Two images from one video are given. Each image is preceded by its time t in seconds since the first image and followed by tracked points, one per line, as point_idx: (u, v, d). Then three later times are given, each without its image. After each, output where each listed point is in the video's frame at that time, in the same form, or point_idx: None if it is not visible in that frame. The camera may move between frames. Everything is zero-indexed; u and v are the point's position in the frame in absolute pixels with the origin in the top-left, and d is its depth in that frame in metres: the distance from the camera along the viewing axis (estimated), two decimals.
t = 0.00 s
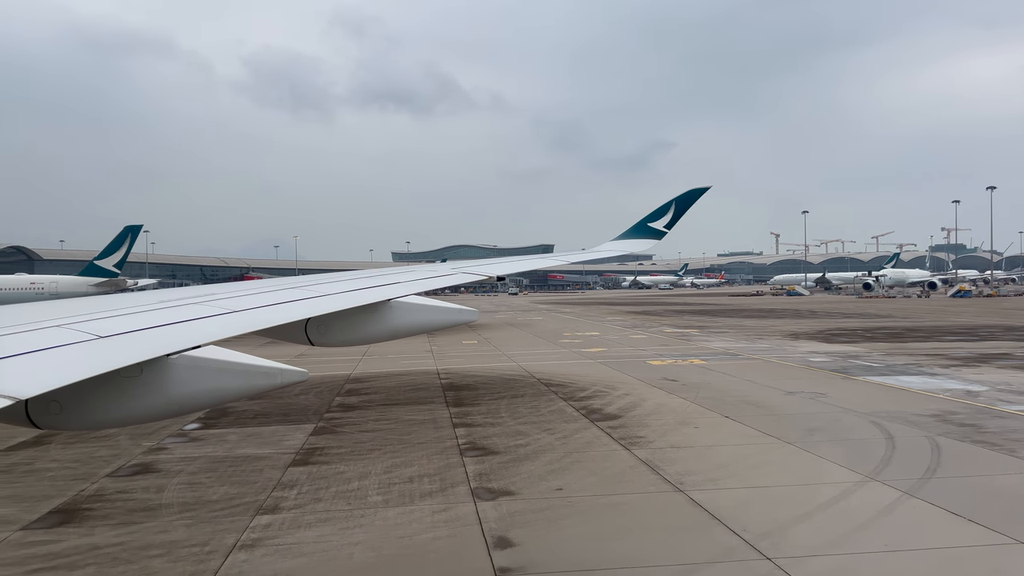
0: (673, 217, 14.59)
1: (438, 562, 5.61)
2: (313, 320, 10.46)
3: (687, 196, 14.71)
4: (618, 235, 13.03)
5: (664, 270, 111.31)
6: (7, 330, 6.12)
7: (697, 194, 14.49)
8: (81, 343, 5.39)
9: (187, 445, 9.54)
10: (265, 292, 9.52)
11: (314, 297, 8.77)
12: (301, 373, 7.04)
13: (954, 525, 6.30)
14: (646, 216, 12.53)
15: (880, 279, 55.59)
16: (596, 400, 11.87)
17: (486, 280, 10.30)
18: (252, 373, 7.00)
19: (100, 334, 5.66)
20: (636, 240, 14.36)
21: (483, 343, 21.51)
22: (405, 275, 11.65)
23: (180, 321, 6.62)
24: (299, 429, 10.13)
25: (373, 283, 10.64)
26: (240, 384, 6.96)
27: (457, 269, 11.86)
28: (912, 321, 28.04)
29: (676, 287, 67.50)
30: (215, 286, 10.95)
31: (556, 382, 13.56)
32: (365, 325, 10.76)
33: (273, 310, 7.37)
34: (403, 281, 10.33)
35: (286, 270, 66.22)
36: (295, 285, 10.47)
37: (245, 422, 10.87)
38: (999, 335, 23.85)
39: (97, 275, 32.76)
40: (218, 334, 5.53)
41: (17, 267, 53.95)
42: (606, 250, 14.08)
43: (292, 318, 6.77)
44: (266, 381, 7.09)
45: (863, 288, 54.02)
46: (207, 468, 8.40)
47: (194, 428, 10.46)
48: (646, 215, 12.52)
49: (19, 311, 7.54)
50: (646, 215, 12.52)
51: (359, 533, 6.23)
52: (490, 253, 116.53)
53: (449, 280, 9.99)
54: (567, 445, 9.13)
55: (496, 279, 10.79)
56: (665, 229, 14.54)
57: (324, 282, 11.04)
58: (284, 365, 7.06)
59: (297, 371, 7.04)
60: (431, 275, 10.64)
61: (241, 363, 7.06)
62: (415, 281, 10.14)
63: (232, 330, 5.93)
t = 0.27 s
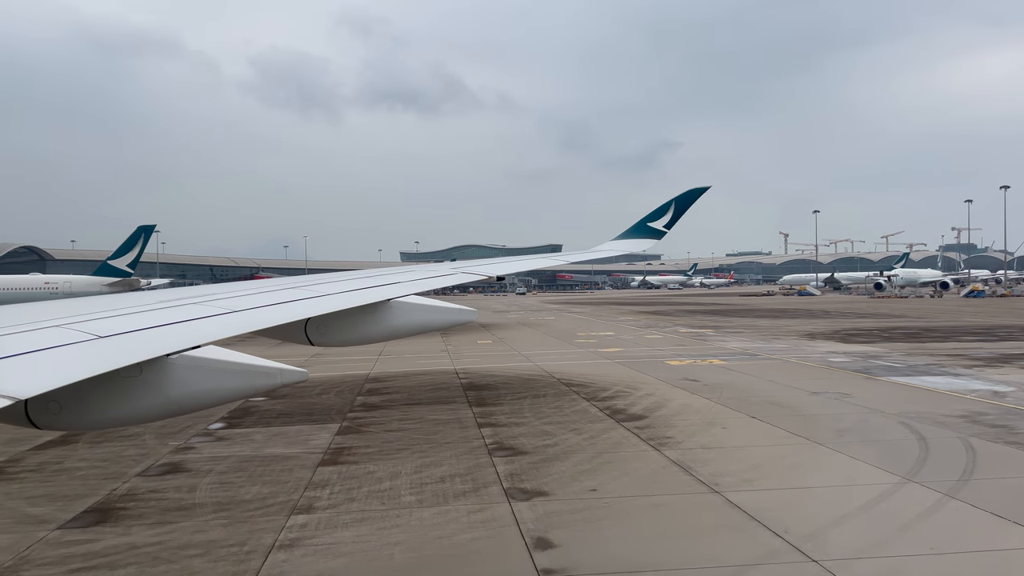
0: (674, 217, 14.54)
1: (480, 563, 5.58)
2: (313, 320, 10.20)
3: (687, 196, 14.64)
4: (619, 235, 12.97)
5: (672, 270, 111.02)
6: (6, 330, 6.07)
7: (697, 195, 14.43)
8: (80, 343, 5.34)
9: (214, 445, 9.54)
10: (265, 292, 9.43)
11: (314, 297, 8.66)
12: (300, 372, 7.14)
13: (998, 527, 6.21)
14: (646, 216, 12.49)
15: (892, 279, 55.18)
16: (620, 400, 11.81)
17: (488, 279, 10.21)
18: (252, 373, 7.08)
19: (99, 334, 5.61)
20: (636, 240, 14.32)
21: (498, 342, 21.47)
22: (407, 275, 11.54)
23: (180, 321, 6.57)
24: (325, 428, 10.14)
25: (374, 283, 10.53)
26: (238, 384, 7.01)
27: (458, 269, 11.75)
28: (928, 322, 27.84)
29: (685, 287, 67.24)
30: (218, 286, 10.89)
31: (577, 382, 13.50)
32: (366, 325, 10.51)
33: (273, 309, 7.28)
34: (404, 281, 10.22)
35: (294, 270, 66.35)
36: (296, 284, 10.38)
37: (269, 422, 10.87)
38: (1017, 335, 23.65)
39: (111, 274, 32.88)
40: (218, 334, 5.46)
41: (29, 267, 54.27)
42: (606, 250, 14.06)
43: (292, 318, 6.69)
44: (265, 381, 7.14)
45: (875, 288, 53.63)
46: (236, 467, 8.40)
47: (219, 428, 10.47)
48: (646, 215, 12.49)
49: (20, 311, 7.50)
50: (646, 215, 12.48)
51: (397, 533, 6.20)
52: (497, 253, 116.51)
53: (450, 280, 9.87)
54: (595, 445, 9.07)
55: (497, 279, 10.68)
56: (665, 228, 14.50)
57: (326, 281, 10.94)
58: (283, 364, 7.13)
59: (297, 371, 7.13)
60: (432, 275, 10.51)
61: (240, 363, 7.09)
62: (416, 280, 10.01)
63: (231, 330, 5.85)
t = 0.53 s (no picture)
0: (674, 217, 14.54)
1: (521, 564, 5.54)
2: (314, 320, 9.70)
3: (687, 196, 14.64)
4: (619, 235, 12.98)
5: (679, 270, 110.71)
6: (6, 330, 6.04)
7: (696, 194, 14.37)
8: (81, 343, 5.32)
9: (240, 444, 9.53)
10: (266, 292, 9.39)
11: (315, 296, 8.59)
12: (301, 373, 6.63)
13: None
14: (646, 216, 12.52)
15: (904, 277, 54.66)
16: (644, 400, 11.73)
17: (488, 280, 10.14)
18: (254, 373, 6.62)
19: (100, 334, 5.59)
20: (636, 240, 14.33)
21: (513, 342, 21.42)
22: (408, 275, 11.48)
23: (180, 321, 6.54)
24: (350, 428, 10.12)
25: (375, 283, 10.48)
26: (241, 384, 6.56)
27: (460, 269, 11.69)
28: (943, 322, 27.63)
29: (694, 286, 67.00)
30: (220, 286, 10.86)
31: (598, 381, 13.44)
32: (366, 325, 9.98)
33: (273, 310, 7.24)
34: (405, 281, 10.18)
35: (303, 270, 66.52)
36: (297, 284, 10.32)
37: (292, 422, 10.85)
38: None
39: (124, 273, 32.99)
40: (217, 335, 5.44)
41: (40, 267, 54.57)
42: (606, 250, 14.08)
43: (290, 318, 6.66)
44: (267, 382, 6.68)
45: (887, 287, 53.23)
46: (265, 467, 8.39)
47: (243, 428, 10.47)
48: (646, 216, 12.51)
49: (21, 310, 7.47)
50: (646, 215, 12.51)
51: (434, 534, 6.16)
52: (504, 253, 116.38)
53: (451, 280, 9.82)
54: (623, 445, 9.00)
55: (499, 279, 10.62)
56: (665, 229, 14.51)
57: (328, 281, 10.90)
58: (285, 364, 6.65)
59: (298, 372, 6.62)
60: (431, 275, 10.46)
61: (241, 363, 6.66)
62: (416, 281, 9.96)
63: (232, 330, 5.83)
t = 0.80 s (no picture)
0: (675, 217, 14.61)
1: (562, 565, 5.50)
2: (313, 320, 9.49)
3: (687, 196, 14.70)
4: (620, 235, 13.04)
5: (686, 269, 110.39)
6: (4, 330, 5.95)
7: (696, 195, 14.46)
8: (81, 343, 5.24)
9: (266, 444, 9.52)
10: (266, 291, 9.27)
11: (314, 297, 8.45)
12: (301, 373, 6.66)
13: None
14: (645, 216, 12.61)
15: (915, 276, 54.32)
16: (666, 401, 11.67)
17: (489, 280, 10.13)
18: (255, 372, 6.62)
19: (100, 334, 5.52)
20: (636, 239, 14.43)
21: (527, 342, 21.36)
22: (408, 275, 11.36)
23: (179, 321, 6.44)
24: (375, 428, 10.11)
25: (373, 283, 10.36)
26: (240, 384, 6.56)
27: (459, 269, 11.57)
28: (959, 322, 27.42)
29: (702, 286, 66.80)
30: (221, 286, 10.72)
31: (618, 381, 13.38)
32: (366, 324, 9.73)
33: (272, 310, 7.13)
34: (404, 281, 10.07)
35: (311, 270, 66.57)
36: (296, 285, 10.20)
37: (315, 421, 10.84)
38: None
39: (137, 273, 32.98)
40: (218, 335, 5.35)
41: (51, 267, 54.73)
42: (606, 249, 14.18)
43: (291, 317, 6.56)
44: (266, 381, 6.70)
45: (897, 288, 52.91)
46: (294, 466, 8.38)
47: (267, 428, 10.46)
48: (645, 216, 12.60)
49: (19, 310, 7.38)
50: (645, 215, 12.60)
51: (472, 534, 6.13)
52: (510, 252, 116.43)
53: (450, 279, 9.71)
54: (651, 446, 8.94)
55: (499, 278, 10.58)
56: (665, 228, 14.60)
57: (327, 281, 10.76)
58: (285, 364, 6.68)
59: (298, 372, 6.65)
60: (430, 276, 10.33)
61: (240, 363, 6.68)
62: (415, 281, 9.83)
63: (232, 330, 5.72)
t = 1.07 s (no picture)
0: (675, 216, 14.70)
1: (602, 566, 5.46)
2: (313, 320, 9.41)
3: (687, 196, 14.78)
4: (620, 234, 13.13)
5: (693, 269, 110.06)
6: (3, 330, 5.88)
7: (697, 194, 14.55)
8: (80, 343, 5.19)
9: (291, 443, 9.52)
10: (264, 292, 9.12)
11: (313, 297, 8.29)
12: (302, 372, 6.63)
13: None
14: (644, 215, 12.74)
15: (926, 276, 53.93)
16: (689, 401, 11.61)
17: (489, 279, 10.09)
18: (255, 372, 6.55)
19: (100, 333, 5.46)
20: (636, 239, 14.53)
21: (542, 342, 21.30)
22: (407, 274, 11.22)
23: (178, 321, 6.33)
24: (400, 428, 10.08)
25: (372, 282, 10.22)
26: (241, 384, 6.52)
27: (459, 269, 11.43)
28: (975, 322, 27.19)
29: (710, 286, 66.53)
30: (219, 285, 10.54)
31: (638, 381, 13.32)
32: (364, 324, 9.63)
33: (270, 310, 7.00)
34: (403, 281, 9.93)
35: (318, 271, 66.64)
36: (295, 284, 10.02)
37: (339, 421, 10.83)
38: None
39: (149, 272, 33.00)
40: (218, 335, 5.30)
41: (61, 267, 54.91)
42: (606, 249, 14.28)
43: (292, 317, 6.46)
44: (266, 381, 6.65)
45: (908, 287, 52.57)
46: (322, 466, 8.37)
47: (291, 427, 10.46)
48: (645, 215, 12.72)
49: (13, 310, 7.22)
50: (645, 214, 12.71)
51: (510, 534, 6.09)
52: (516, 252, 116.34)
53: (449, 280, 9.59)
54: (679, 446, 8.88)
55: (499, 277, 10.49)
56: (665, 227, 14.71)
57: (326, 281, 10.60)
58: (285, 364, 6.63)
59: (298, 371, 6.62)
60: (430, 276, 10.17)
61: (240, 363, 6.63)
62: (415, 281, 9.68)
63: (230, 330, 5.63)
